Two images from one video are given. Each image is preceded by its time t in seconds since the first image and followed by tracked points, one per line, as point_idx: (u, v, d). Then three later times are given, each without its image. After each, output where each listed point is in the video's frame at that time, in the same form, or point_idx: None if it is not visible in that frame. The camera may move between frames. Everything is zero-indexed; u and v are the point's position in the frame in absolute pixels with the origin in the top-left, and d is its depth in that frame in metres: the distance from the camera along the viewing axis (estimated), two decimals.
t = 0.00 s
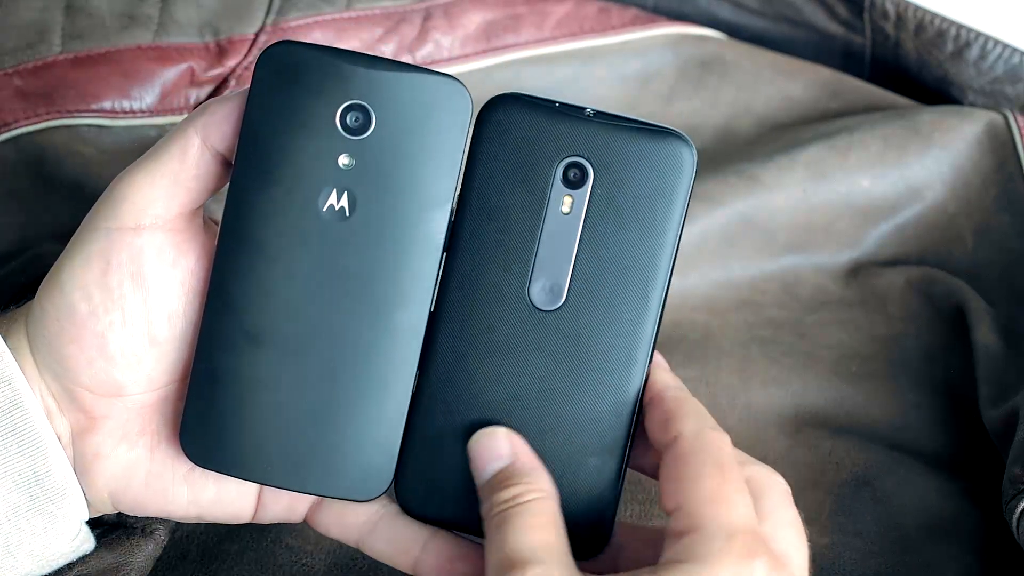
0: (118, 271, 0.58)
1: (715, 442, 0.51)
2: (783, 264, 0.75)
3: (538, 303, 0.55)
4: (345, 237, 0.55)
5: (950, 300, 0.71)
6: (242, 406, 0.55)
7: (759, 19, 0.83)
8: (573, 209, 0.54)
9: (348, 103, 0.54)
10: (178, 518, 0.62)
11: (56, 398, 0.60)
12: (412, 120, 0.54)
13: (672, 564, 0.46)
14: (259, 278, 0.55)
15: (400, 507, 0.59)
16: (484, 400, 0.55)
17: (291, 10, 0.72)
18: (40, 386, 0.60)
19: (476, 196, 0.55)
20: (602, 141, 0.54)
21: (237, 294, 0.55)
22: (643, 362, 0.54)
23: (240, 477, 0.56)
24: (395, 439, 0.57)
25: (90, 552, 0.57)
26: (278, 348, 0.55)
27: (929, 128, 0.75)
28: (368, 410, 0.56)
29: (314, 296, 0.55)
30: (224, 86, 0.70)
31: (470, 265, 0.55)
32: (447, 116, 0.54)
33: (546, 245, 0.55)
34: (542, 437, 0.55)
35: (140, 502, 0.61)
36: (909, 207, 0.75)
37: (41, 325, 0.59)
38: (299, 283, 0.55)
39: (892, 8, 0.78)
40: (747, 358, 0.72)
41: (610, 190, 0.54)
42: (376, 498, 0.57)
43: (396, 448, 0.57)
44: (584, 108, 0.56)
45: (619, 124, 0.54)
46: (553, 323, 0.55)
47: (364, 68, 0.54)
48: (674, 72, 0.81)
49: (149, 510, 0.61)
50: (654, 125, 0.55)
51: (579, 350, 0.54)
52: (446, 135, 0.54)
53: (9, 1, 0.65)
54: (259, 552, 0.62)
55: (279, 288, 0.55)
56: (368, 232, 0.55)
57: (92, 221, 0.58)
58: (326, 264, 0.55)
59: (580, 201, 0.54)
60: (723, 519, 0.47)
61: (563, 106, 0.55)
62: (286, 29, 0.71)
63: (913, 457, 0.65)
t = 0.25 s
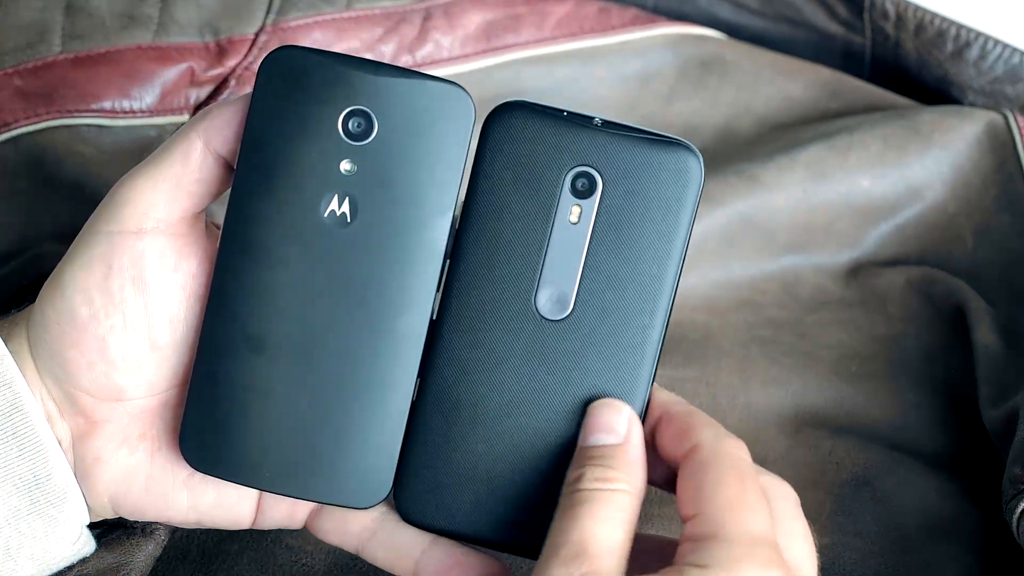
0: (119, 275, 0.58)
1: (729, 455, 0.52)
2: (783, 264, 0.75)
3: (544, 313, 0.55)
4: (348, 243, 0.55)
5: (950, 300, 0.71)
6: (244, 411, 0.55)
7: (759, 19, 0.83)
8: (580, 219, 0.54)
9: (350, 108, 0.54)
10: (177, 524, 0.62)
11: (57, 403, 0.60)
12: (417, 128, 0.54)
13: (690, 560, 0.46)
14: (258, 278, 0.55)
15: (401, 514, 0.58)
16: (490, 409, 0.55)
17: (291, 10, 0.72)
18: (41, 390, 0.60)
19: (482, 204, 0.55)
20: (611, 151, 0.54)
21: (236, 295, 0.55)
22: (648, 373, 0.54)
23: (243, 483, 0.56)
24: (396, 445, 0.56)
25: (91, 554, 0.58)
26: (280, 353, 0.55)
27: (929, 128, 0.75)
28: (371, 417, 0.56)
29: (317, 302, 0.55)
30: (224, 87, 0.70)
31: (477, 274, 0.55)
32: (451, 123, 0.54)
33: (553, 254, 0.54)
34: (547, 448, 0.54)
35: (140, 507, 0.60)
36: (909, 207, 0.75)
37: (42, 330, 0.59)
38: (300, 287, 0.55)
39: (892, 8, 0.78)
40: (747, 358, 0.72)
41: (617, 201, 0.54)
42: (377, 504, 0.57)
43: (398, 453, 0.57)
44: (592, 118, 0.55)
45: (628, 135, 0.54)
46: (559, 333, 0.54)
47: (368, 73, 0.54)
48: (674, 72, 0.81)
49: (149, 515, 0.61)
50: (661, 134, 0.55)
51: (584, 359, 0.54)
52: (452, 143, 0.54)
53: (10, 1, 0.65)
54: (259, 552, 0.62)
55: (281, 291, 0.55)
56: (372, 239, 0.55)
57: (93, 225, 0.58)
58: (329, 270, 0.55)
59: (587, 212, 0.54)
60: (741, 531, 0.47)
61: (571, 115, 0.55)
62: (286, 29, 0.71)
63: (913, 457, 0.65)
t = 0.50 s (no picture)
0: (128, 290, 0.58)
1: (695, 443, 0.54)
2: (782, 263, 0.75)
3: (553, 339, 0.54)
4: (358, 264, 0.54)
5: (950, 300, 0.71)
6: (248, 425, 0.55)
7: (758, 19, 0.83)
8: (592, 246, 0.54)
9: (366, 129, 0.54)
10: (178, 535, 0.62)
11: (63, 415, 0.60)
12: (431, 152, 0.54)
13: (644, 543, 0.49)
14: (258, 279, 0.55)
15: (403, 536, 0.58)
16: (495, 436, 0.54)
17: (291, 10, 0.72)
18: (48, 403, 0.60)
19: (494, 228, 0.55)
20: (623, 179, 0.54)
21: (237, 295, 0.55)
22: (656, 403, 0.54)
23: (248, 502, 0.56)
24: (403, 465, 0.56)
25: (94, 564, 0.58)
26: (289, 373, 0.55)
27: (929, 128, 0.75)
28: (380, 439, 0.55)
29: (328, 325, 0.55)
30: (224, 86, 0.70)
31: (487, 299, 0.55)
32: (464, 148, 0.54)
33: (563, 279, 0.54)
34: (551, 475, 0.54)
35: (144, 519, 0.60)
36: (909, 207, 0.75)
37: (50, 344, 0.59)
38: (310, 307, 0.55)
39: (892, 8, 0.78)
40: (747, 358, 0.72)
41: (629, 229, 0.54)
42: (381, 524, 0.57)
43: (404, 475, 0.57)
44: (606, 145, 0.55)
45: (642, 163, 0.54)
46: (567, 359, 0.54)
47: (386, 96, 0.54)
48: (674, 72, 0.81)
49: (155, 528, 0.61)
50: (677, 164, 0.55)
51: (592, 386, 0.54)
52: (465, 167, 0.54)
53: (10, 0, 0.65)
54: (259, 553, 0.63)
55: (288, 304, 0.55)
56: (383, 262, 0.54)
57: (103, 240, 0.58)
58: (339, 291, 0.55)
59: (599, 239, 0.54)
60: (709, 517, 0.50)
61: (585, 141, 0.55)
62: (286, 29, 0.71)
63: (913, 457, 0.65)
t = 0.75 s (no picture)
0: (123, 282, 0.58)
1: (691, 445, 0.55)
2: (782, 263, 0.75)
3: (546, 332, 0.54)
4: (351, 256, 0.54)
5: (950, 300, 0.71)
6: (245, 422, 0.55)
7: (759, 19, 0.83)
8: (585, 238, 0.54)
9: (361, 121, 0.54)
10: (176, 532, 0.61)
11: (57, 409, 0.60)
12: (425, 145, 0.54)
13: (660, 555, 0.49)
14: (257, 279, 0.55)
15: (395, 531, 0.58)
16: (489, 427, 0.54)
17: (291, 10, 0.72)
18: (42, 397, 0.60)
19: (488, 222, 0.55)
20: (619, 172, 0.54)
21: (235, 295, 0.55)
22: (649, 395, 0.54)
23: (240, 494, 0.56)
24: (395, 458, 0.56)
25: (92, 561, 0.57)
26: (282, 365, 0.55)
27: (929, 128, 0.75)
28: (373, 431, 0.55)
29: (321, 317, 0.55)
30: (224, 86, 0.70)
31: (480, 291, 0.55)
32: (458, 141, 0.54)
33: (557, 272, 0.54)
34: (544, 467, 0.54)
35: (137, 514, 0.60)
36: (909, 207, 0.75)
37: (43, 337, 0.59)
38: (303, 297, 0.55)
39: (892, 8, 0.78)
40: (747, 358, 0.72)
41: (623, 222, 0.54)
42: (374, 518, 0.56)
43: (396, 466, 0.56)
44: (602, 138, 0.56)
45: (637, 157, 0.54)
46: (561, 353, 0.54)
47: (381, 87, 0.54)
48: (674, 72, 0.81)
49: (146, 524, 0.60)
50: (671, 158, 0.54)
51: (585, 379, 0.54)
52: (458, 159, 0.54)
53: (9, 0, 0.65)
54: (259, 553, 0.63)
55: (285, 301, 0.55)
56: (375, 254, 0.54)
57: (98, 232, 0.58)
58: (332, 283, 0.55)
59: (593, 231, 0.54)
60: (715, 524, 0.50)
61: (581, 135, 0.55)
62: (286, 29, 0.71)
63: (913, 457, 0.65)
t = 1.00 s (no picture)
0: (123, 287, 0.58)
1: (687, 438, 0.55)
2: (782, 263, 0.75)
3: (549, 339, 0.54)
4: (351, 261, 0.54)
5: (950, 300, 0.71)
6: (245, 424, 0.55)
7: (758, 19, 0.83)
8: (589, 246, 0.54)
9: (360, 126, 0.54)
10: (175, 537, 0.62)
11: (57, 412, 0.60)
12: (426, 151, 0.54)
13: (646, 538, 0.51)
14: (257, 280, 0.55)
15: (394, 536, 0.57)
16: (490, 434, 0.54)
17: (291, 10, 0.72)
18: (42, 400, 0.60)
19: (490, 228, 0.55)
20: (623, 180, 0.54)
21: (235, 296, 0.55)
22: (651, 404, 0.54)
23: (240, 499, 0.56)
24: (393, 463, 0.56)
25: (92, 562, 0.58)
26: (282, 368, 0.55)
27: (929, 128, 0.75)
28: (373, 437, 0.55)
29: (321, 322, 0.55)
30: (224, 86, 0.70)
31: (483, 298, 0.55)
32: (458, 146, 0.54)
33: (560, 279, 0.54)
34: (546, 474, 0.54)
35: (138, 520, 0.61)
36: (909, 207, 0.75)
37: (44, 342, 0.59)
38: (302, 302, 0.55)
39: (892, 8, 0.78)
40: (747, 358, 0.72)
41: (628, 230, 0.54)
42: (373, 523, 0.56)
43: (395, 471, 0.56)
44: (605, 145, 0.55)
45: (641, 164, 0.54)
46: (564, 360, 0.54)
47: (380, 91, 0.54)
48: (674, 72, 0.81)
49: (148, 528, 0.61)
50: (674, 165, 0.55)
51: (588, 386, 0.54)
52: (459, 165, 0.54)
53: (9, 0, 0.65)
54: (259, 552, 0.62)
55: (284, 301, 0.55)
56: (375, 260, 0.54)
57: (98, 237, 0.58)
58: (331, 288, 0.55)
59: (597, 239, 0.54)
60: (688, 523, 0.51)
61: (584, 141, 0.55)
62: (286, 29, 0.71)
63: (913, 457, 0.65)
